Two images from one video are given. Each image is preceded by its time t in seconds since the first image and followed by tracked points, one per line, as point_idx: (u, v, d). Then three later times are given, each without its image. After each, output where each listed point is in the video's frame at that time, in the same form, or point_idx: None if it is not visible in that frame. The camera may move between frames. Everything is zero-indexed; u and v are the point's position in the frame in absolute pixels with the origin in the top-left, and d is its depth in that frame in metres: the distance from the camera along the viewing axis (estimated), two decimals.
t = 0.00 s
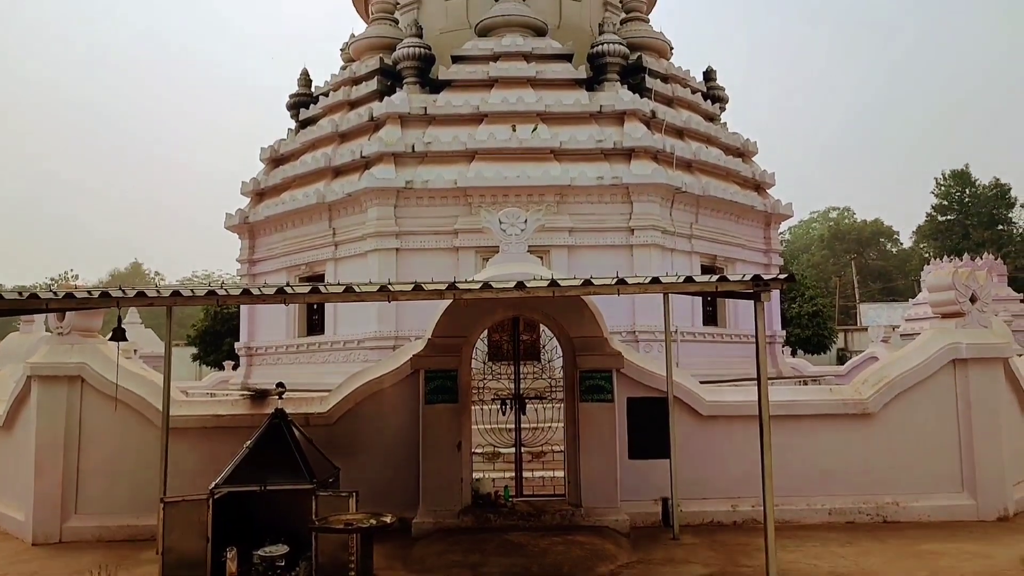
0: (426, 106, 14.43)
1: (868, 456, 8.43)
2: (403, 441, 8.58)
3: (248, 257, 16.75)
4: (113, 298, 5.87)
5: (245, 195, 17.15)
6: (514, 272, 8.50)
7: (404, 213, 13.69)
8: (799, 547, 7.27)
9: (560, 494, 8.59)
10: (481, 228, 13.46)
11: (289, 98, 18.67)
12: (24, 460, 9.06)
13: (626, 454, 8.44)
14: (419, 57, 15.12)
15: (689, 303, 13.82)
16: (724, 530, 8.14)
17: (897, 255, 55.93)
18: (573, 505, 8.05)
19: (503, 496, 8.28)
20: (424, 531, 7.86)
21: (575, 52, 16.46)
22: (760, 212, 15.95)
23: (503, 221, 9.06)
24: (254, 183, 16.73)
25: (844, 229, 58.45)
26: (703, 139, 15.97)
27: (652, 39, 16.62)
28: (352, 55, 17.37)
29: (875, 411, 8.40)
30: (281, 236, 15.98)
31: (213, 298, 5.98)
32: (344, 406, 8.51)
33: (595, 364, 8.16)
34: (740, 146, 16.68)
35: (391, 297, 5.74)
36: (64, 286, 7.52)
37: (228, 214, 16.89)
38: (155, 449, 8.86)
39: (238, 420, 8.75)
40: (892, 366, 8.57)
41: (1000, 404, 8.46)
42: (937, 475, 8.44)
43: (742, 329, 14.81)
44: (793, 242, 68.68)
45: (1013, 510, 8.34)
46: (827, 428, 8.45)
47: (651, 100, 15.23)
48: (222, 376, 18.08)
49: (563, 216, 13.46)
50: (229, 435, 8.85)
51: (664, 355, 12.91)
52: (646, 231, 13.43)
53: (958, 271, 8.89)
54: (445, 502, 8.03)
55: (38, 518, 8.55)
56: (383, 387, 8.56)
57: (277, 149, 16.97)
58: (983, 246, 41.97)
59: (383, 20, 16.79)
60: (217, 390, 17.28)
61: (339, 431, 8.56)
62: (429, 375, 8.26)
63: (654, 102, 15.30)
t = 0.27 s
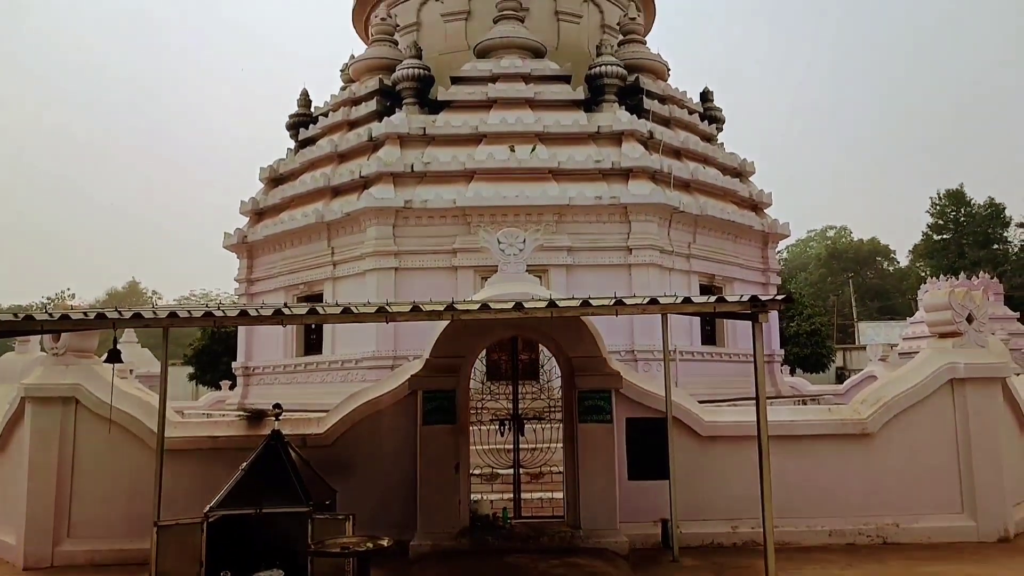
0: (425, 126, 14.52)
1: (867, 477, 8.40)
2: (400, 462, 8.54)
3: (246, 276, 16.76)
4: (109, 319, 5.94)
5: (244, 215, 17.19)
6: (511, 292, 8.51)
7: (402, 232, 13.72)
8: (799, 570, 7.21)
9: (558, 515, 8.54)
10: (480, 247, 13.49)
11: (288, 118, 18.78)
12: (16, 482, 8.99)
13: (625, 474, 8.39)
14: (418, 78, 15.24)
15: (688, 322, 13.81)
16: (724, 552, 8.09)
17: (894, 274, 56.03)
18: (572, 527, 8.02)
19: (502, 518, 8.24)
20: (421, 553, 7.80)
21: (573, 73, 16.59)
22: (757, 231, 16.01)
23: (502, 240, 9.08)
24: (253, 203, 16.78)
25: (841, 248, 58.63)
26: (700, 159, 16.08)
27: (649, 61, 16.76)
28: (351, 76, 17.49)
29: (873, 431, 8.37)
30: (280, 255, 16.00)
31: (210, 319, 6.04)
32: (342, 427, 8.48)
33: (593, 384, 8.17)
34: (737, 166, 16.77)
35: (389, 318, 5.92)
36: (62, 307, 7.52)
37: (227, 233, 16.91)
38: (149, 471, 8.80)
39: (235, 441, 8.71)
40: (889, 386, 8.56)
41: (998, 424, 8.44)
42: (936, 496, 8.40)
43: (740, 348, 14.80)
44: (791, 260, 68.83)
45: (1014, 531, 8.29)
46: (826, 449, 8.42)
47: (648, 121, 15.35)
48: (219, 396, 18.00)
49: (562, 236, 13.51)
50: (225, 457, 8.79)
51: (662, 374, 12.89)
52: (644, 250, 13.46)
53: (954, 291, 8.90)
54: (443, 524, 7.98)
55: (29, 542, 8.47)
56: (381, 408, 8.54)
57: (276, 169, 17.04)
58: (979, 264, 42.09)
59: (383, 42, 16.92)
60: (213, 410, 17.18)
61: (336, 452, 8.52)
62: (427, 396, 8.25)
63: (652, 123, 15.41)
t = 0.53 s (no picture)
0: (423, 148, 14.60)
1: (866, 499, 8.36)
2: (397, 485, 8.50)
3: (244, 297, 16.75)
4: (104, 342, 5.91)
5: (241, 236, 17.22)
6: (509, 313, 8.52)
7: (400, 253, 13.74)
8: None
9: (557, 538, 8.48)
10: (477, 268, 13.51)
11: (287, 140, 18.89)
12: (9, 506, 8.91)
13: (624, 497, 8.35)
14: (416, 100, 15.34)
15: (685, 343, 13.81)
16: None
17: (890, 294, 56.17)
18: (570, 550, 7.98)
19: (500, 541, 8.19)
20: None
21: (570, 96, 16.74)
22: (753, 252, 16.07)
23: (500, 262, 9.10)
24: (251, 224, 16.82)
25: (837, 268, 58.82)
26: (696, 180, 16.18)
27: (645, 83, 16.91)
28: (350, 98, 17.62)
29: (872, 453, 8.35)
30: (277, 276, 16.01)
31: (206, 341, 6.06)
32: (338, 450, 8.43)
33: (591, 406, 8.16)
34: (733, 188, 16.88)
35: (386, 341, 6.00)
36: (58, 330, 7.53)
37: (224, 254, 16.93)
38: (143, 494, 8.73)
39: (230, 464, 8.65)
40: (887, 407, 8.53)
41: (996, 446, 8.44)
42: (935, 518, 8.37)
43: (737, 369, 14.79)
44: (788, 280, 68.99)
45: (1013, 554, 8.26)
46: (824, 470, 8.39)
47: (645, 143, 15.47)
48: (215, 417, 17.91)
49: (559, 256, 13.54)
50: (220, 480, 8.73)
51: (660, 395, 12.86)
52: (641, 271, 13.51)
53: (950, 312, 8.91)
54: (441, 547, 7.93)
55: (22, 566, 8.39)
56: (378, 430, 8.51)
57: (274, 191, 17.10)
58: (974, 284, 42.22)
59: (382, 65, 17.05)
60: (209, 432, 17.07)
61: (333, 475, 8.46)
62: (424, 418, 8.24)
63: (648, 145, 15.52)
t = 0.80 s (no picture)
0: (421, 167, 14.68)
1: (865, 518, 8.33)
2: (395, 505, 8.46)
3: (241, 316, 16.74)
4: (100, 363, 5.94)
5: (239, 255, 17.24)
6: (506, 332, 8.52)
7: (398, 271, 13.76)
8: None
9: (555, 559, 8.43)
10: (475, 287, 13.53)
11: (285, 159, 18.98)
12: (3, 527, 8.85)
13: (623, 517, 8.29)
14: (414, 120, 15.43)
15: (683, 362, 13.78)
16: None
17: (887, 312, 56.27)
18: (567, 570, 8.02)
19: (497, 561, 8.13)
20: None
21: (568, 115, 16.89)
22: (750, 270, 16.11)
23: (497, 280, 9.11)
24: (249, 242, 16.85)
25: (834, 286, 58.96)
26: (693, 199, 16.26)
27: (642, 103, 17.02)
28: (348, 118, 17.73)
29: (870, 472, 8.33)
30: (275, 295, 16.00)
31: (203, 362, 6.08)
32: (334, 469, 8.36)
33: (589, 425, 8.22)
34: (730, 206, 16.97)
35: (383, 360, 6.09)
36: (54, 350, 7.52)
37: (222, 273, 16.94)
38: (138, 516, 8.66)
39: (226, 484, 8.61)
40: (886, 425, 8.51)
41: (993, 464, 8.47)
42: (934, 537, 8.36)
43: (735, 387, 14.77)
44: (785, 298, 69.10)
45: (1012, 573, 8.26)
46: (823, 490, 8.36)
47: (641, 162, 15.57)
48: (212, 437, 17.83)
49: (557, 275, 13.57)
50: (216, 501, 8.67)
51: (658, 414, 12.82)
52: (639, 289, 13.53)
53: (947, 330, 8.92)
54: (438, 567, 7.92)
55: None
56: (375, 450, 8.47)
57: (272, 209, 17.16)
58: (971, 302, 42.31)
59: (380, 85, 17.17)
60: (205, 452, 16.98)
61: (329, 495, 8.40)
62: (422, 436, 8.24)
63: (645, 164, 15.61)
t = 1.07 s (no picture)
0: (418, 191, 14.76)
1: (865, 544, 8.28)
2: (391, 531, 8.42)
3: (237, 340, 16.71)
4: (97, 389, 5.96)
5: (237, 278, 17.25)
6: (503, 356, 8.51)
7: (395, 295, 13.76)
8: None
9: None
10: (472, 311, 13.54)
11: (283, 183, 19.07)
12: None
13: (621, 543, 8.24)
14: (412, 144, 15.54)
15: (681, 386, 13.76)
16: None
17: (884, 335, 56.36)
18: None
19: None
20: None
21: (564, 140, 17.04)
22: (747, 293, 16.17)
23: (494, 304, 9.14)
24: (246, 266, 16.87)
25: (830, 308, 59.09)
26: (689, 223, 16.36)
27: (638, 127, 17.17)
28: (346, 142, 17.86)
29: (869, 497, 8.29)
30: (272, 318, 15.99)
31: (200, 387, 6.08)
32: (331, 495, 8.31)
33: (587, 450, 8.26)
34: (726, 230, 17.06)
35: (380, 385, 6.11)
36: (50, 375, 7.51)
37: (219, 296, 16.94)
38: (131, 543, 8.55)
39: (222, 510, 8.54)
40: (884, 449, 8.49)
41: (990, 488, 8.49)
42: (934, 562, 8.33)
43: (733, 411, 14.74)
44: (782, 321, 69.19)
45: None
46: (822, 515, 8.32)
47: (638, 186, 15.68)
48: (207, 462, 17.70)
49: (554, 298, 13.59)
50: (211, 528, 8.59)
51: (656, 439, 12.77)
52: (636, 313, 13.55)
53: (943, 353, 8.91)
54: None
55: None
56: (371, 475, 8.43)
57: (270, 233, 17.20)
58: (966, 325, 42.44)
59: (378, 109, 17.31)
60: (200, 477, 16.83)
61: (325, 521, 8.31)
62: (418, 461, 8.22)
63: (641, 189, 15.71)
